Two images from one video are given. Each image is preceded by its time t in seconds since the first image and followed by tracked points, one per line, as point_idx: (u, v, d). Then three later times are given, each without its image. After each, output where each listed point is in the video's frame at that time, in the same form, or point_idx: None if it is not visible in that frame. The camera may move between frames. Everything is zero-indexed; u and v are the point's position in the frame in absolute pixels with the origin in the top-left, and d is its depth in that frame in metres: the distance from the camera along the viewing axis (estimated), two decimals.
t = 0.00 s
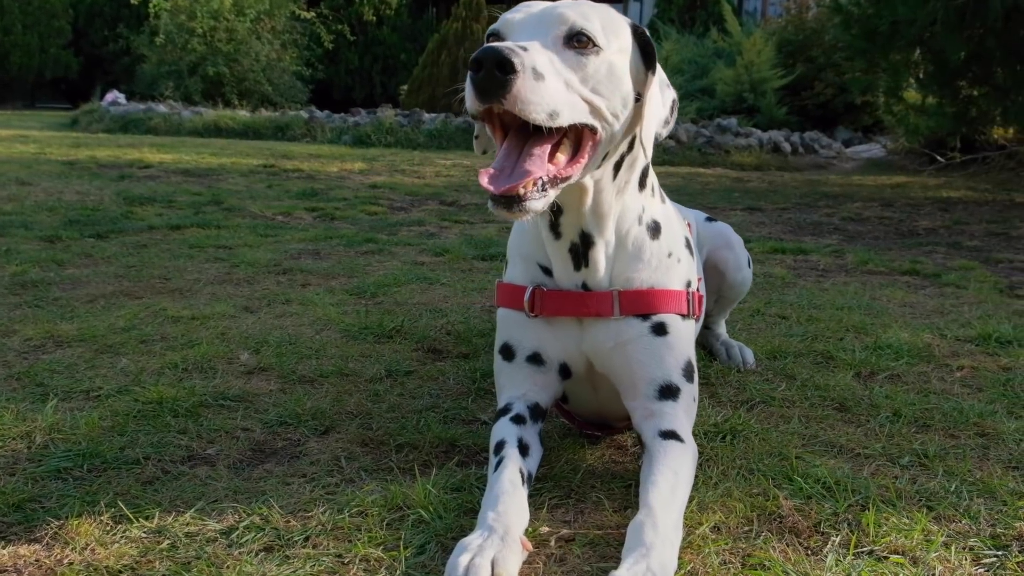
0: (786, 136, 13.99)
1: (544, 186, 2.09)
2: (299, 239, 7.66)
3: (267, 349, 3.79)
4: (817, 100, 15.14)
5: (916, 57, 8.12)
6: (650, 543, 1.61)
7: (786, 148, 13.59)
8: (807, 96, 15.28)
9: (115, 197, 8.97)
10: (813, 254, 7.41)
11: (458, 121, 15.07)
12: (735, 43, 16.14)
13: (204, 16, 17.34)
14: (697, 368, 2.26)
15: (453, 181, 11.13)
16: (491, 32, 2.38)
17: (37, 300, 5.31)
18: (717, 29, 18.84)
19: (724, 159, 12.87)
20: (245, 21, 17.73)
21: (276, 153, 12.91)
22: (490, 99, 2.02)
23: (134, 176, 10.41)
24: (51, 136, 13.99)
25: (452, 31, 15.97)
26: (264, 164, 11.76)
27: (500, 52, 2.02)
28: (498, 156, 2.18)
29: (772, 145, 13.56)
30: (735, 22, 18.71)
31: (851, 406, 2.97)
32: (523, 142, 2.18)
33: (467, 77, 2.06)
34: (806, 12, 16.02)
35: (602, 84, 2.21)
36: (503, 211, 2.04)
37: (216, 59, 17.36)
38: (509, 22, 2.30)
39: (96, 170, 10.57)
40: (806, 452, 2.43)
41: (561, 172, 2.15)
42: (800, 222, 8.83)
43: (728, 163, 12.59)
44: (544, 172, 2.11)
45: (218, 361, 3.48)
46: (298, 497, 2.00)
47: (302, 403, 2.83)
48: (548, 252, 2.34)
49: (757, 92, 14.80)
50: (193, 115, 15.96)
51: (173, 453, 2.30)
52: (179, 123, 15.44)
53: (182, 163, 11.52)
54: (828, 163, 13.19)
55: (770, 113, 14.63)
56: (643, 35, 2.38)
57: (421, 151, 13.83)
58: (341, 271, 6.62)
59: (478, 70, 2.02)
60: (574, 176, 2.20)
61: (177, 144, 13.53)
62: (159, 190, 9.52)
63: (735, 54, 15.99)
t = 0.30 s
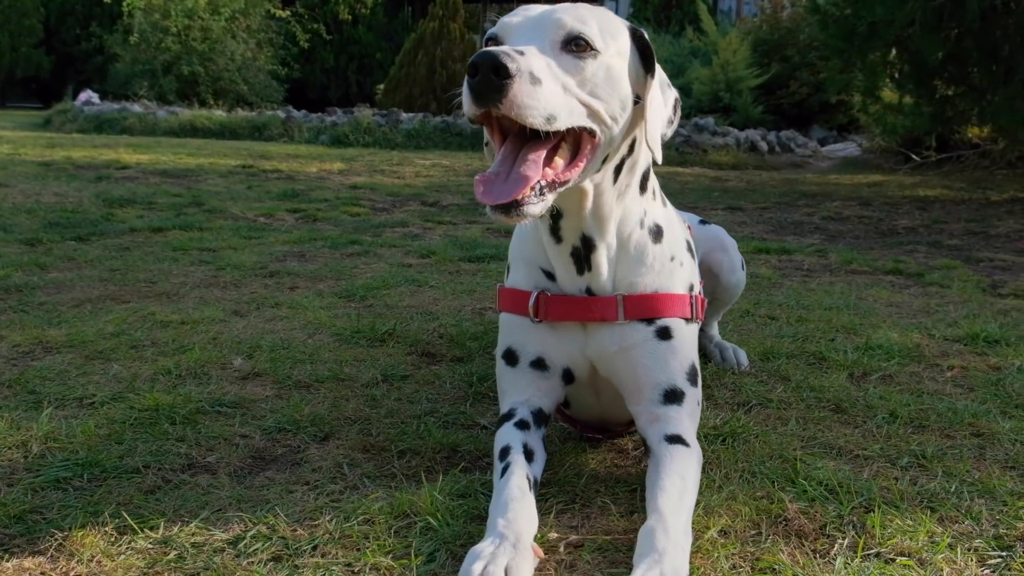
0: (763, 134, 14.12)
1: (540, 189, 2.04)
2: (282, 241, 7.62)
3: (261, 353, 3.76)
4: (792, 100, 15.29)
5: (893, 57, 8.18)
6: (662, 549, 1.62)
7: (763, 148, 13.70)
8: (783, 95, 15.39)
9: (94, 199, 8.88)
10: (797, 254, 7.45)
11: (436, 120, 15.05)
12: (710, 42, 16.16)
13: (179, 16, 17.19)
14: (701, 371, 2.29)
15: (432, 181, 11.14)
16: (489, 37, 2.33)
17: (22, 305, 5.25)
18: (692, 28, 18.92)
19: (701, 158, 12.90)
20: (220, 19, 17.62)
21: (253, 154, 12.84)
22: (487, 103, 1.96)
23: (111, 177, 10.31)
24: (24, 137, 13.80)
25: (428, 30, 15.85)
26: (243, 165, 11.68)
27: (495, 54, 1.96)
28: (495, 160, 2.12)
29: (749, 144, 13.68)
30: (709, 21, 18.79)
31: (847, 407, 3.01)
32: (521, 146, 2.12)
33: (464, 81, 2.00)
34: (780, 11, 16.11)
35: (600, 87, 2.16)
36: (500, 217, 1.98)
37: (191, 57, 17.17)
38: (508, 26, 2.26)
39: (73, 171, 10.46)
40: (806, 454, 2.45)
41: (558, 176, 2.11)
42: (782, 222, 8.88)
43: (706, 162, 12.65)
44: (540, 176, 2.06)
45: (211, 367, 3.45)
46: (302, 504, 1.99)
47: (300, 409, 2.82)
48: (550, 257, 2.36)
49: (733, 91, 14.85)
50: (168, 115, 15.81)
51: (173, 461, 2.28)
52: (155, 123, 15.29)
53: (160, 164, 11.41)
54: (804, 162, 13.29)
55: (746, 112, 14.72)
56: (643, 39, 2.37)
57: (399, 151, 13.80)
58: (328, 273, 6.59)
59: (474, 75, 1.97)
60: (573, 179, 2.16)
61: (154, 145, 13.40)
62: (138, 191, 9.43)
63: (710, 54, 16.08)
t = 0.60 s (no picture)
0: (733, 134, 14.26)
1: (540, 197, 2.02)
2: (261, 244, 7.57)
3: (247, 359, 3.73)
4: (760, 100, 15.45)
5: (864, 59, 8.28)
6: (669, 554, 1.63)
7: (733, 147, 13.83)
8: (751, 96, 15.55)
9: (66, 202, 8.76)
10: (774, 255, 7.51)
11: (407, 121, 15.03)
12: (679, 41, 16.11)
13: (146, 15, 16.99)
14: (698, 373, 2.31)
15: (406, 182, 11.13)
16: (485, 43, 2.32)
17: None
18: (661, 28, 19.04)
19: (673, 158, 12.97)
20: (188, 19, 17.45)
21: (224, 155, 12.73)
22: (488, 113, 1.95)
23: (82, 179, 10.17)
24: None
25: (398, 30, 15.82)
26: (214, 167, 11.57)
27: (497, 64, 1.96)
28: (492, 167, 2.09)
29: (719, 144, 13.81)
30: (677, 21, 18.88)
31: (835, 407, 3.05)
32: (519, 152, 2.09)
33: (466, 91, 1.99)
34: (749, 12, 16.25)
35: (597, 94, 2.16)
36: (501, 225, 1.96)
37: (158, 58, 16.96)
38: (505, 30, 2.24)
39: (41, 173, 10.32)
40: (799, 455, 2.48)
41: (556, 183, 2.09)
42: (756, 222, 8.95)
43: (677, 163, 12.73)
44: (539, 183, 2.04)
45: (199, 373, 3.42)
46: (302, 512, 1.98)
47: (293, 415, 2.80)
48: (545, 262, 2.37)
49: (702, 91, 14.92)
50: (135, 116, 15.64)
51: (168, 470, 2.26)
52: (122, 124, 15.12)
53: (130, 166, 11.27)
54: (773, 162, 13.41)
55: (716, 112, 14.84)
56: (635, 43, 2.36)
57: (371, 152, 13.75)
58: (310, 277, 6.55)
59: (476, 85, 1.96)
60: (569, 186, 2.14)
61: (122, 146, 13.24)
62: (111, 194, 9.32)
63: (678, 55, 16.13)
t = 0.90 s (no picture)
0: (701, 134, 14.42)
1: (540, 201, 2.03)
2: (237, 244, 7.52)
3: (232, 362, 3.70)
4: (726, 99, 15.57)
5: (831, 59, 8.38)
6: (674, 555, 1.64)
7: (701, 147, 13.97)
8: (716, 95, 15.69)
9: (35, 202, 8.65)
10: (749, 254, 7.56)
11: (375, 120, 15.00)
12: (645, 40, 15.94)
13: (109, 13, 16.76)
14: (693, 374, 2.32)
15: (378, 181, 11.10)
16: (482, 46, 2.33)
17: None
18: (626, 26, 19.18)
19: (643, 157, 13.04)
20: (152, 17, 17.26)
21: (191, 154, 12.61)
22: (492, 118, 1.95)
23: (49, 179, 10.02)
24: None
25: (365, 29, 15.79)
26: (183, 166, 11.45)
27: (501, 69, 1.96)
28: (491, 170, 2.10)
29: (688, 143, 13.96)
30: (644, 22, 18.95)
31: (823, 407, 3.09)
32: (517, 155, 2.09)
33: (468, 94, 1.99)
34: (715, 11, 16.30)
35: (594, 97, 2.17)
36: (502, 229, 1.96)
37: (122, 56, 16.82)
38: (503, 33, 2.24)
39: (6, 174, 10.15)
40: (792, 454, 2.51)
41: (554, 186, 2.10)
42: (729, 222, 9.00)
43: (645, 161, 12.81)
44: (539, 187, 2.04)
45: (186, 377, 3.39)
46: (301, 517, 1.97)
47: (284, 419, 2.79)
48: (539, 263, 2.37)
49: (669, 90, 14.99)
50: (99, 113, 15.52)
51: (162, 476, 2.24)
52: (86, 123, 14.92)
53: (97, 165, 11.12)
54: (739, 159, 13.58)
55: (683, 111, 14.97)
56: (629, 45, 2.36)
57: (340, 151, 13.70)
58: (289, 278, 6.50)
59: (480, 89, 1.95)
60: (566, 189, 2.15)
61: (86, 145, 13.06)
62: (80, 194, 9.19)
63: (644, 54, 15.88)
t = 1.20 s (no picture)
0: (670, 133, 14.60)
1: (539, 206, 2.05)
2: (212, 246, 7.46)
3: (219, 366, 3.68)
4: (692, 98, 15.62)
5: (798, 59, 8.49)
6: (679, 554, 1.66)
7: (670, 146, 14.15)
8: (683, 94, 15.72)
9: (2, 203, 8.53)
10: (725, 254, 7.59)
11: (344, 120, 14.95)
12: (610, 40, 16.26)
13: (72, 11, 16.52)
14: (688, 373, 2.33)
15: (349, 182, 11.06)
16: (478, 49, 2.32)
17: None
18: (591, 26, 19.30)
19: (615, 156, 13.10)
20: (115, 15, 17.05)
21: (157, 154, 12.46)
22: (494, 124, 1.98)
23: (14, 180, 9.87)
24: None
25: (332, 28, 15.82)
26: (151, 166, 11.32)
27: (503, 76, 1.98)
28: (489, 174, 2.11)
29: (657, 142, 14.10)
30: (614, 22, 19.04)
31: (811, 405, 3.13)
32: (516, 158, 2.11)
33: (470, 99, 2.01)
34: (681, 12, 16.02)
35: (591, 101, 2.19)
36: (502, 232, 1.99)
37: (84, 54, 16.60)
38: (501, 36, 2.25)
39: None
40: (784, 452, 2.54)
41: (552, 189, 2.12)
42: (703, 221, 9.03)
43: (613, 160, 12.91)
44: (538, 190, 2.07)
45: (173, 381, 3.36)
46: (303, 521, 1.96)
47: (276, 423, 2.77)
48: (534, 264, 2.37)
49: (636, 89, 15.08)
50: (62, 113, 15.34)
51: (157, 482, 2.22)
52: (49, 122, 14.70)
53: (63, 166, 10.95)
54: (707, 158, 13.72)
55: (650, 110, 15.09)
56: (624, 47, 2.36)
57: (309, 151, 13.63)
58: (270, 279, 6.47)
59: (482, 95, 1.98)
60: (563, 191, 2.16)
61: (50, 146, 12.85)
62: (48, 195, 9.06)
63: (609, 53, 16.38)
